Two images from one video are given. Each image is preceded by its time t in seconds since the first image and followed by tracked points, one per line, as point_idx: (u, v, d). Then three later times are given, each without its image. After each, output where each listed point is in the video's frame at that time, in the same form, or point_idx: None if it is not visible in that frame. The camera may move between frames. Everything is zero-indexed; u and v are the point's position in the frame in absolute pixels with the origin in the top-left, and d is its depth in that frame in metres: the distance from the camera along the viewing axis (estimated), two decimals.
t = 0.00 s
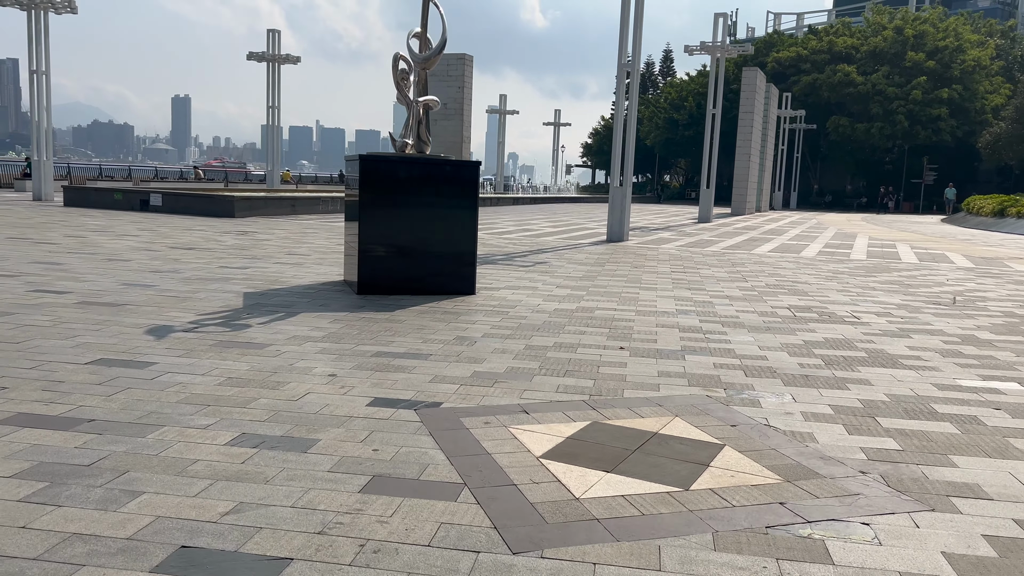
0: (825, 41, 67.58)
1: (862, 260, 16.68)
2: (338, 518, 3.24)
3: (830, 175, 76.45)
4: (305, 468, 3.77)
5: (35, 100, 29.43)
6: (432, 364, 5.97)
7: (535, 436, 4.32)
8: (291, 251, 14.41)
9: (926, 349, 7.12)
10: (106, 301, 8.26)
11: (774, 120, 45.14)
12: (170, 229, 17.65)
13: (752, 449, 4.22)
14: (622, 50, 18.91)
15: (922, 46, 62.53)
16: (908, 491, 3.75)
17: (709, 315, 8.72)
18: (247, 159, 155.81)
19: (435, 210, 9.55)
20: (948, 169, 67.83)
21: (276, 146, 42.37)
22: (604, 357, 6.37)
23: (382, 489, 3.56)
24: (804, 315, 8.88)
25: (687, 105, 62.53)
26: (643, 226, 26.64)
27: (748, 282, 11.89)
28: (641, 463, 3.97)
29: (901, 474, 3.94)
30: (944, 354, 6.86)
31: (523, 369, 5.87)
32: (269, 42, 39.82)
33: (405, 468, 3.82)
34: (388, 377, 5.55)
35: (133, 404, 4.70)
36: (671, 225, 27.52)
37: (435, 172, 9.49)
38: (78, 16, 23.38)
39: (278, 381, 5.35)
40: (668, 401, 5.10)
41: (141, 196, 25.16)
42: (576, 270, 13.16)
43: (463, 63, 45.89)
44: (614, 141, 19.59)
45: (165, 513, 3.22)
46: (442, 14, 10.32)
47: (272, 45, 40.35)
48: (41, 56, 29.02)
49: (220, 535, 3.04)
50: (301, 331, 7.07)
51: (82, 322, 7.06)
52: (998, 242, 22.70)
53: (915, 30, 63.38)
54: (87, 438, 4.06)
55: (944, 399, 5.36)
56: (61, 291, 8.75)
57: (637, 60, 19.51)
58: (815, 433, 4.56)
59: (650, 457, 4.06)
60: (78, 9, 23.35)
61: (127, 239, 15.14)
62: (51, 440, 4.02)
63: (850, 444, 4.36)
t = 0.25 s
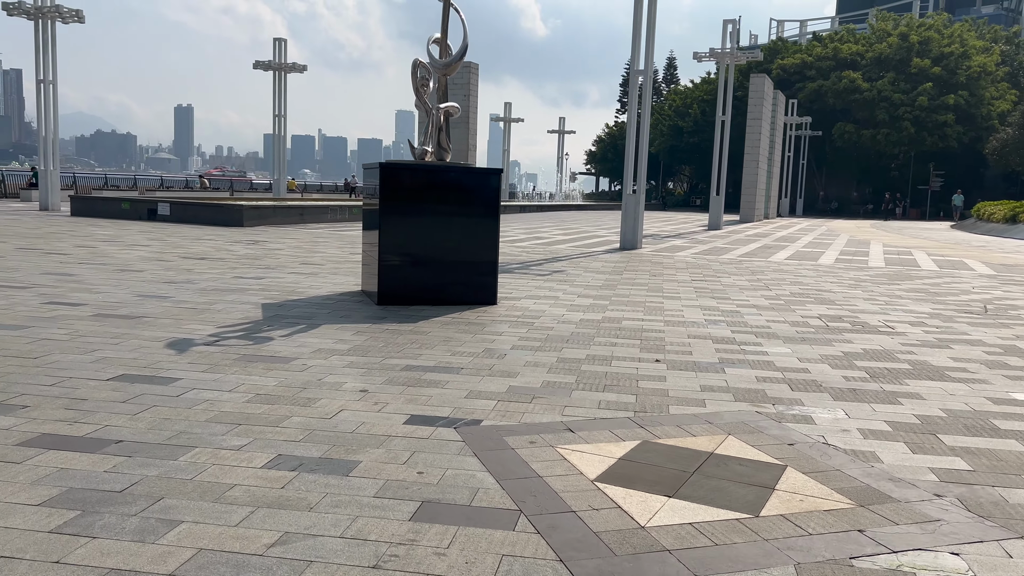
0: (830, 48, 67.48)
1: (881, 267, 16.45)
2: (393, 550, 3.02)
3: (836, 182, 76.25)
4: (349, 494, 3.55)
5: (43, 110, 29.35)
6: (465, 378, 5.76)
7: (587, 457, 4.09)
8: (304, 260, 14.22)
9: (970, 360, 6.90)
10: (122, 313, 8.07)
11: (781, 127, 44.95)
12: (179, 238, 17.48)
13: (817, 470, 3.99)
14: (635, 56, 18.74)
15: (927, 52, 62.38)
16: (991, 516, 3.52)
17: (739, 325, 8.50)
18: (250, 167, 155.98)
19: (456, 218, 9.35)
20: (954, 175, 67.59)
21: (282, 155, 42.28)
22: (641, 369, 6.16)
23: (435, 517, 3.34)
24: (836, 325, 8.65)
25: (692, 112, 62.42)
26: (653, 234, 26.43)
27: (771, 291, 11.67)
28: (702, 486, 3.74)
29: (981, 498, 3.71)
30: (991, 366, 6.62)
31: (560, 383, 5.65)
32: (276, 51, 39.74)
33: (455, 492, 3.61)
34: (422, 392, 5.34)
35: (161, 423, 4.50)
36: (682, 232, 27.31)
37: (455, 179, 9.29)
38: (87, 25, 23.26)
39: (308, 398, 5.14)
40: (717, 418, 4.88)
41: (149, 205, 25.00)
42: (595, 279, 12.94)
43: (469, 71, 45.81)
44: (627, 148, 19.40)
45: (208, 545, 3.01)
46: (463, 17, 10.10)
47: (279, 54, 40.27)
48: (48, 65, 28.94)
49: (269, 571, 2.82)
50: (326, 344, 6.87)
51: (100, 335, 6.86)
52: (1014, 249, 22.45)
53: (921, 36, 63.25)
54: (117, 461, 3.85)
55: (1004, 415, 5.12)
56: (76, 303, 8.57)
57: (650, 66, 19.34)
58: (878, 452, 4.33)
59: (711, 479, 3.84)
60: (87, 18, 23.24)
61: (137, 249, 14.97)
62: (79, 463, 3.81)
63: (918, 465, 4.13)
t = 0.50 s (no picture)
0: (836, 53, 67.33)
1: (901, 274, 16.25)
2: None
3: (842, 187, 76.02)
4: (398, 525, 3.34)
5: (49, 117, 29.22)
6: (501, 394, 5.56)
7: (642, 482, 3.88)
8: (318, 269, 14.05)
9: (1017, 373, 6.68)
10: (141, 325, 7.88)
11: (789, 133, 44.77)
12: (190, 247, 17.30)
13: (889, 497, 3.77)
14: (649, 62, 18.58)
15: (934, 58, 62.23)
16: None
17: (771, 335, 8.31)
18: (254, 174, 156.11)
19: (478, 226, 9.18)
20: (961, 180, 67.36)
21: (289, 161, 42.16)
22: (681, 384, 5.96)
23: (495, 553, 3.11)
24: (870, 336, 8.44)
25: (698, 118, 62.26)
26: (664, 240, 26.23)
27: (795, 300, 11.47)
28: (772, 515, 3.52)
29: None
30: None
31: (600, 399, 5.45)
32: (283, 58, 39.65)
33: (510, 522, 3.40)
34: (459, 410, 5.15)
35: (193, 445, 4.30)
36: (693, 239, 27.11)
37: (477, 187, 9.13)
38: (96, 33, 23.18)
39: (343, 415, 4.95)
40: (771, 437, 4.67)
41: (157, 213, 24.84)
42: (614, 287, 12.75)
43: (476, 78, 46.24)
44: (641, 154, 19.25)
45: None
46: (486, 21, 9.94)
47: (286, 60, 40.18)
48: (55, 72, 28.83)
49: None
50: (353, 358, 6.68)
51: (121, 349, 6.67)
52: None
53: (927, 41, 63.13)
54: (150, 488, 3.65)
55: None
56: (92, 314, 8.38)
57: (664, 71, 19.17)
58: (947, 476, 4.11)
59: (779, 507, 3.61)
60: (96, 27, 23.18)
61: (149, 258, 14.80)
62: (110, 491, 3.60)
63: (995, 491, 3.90)
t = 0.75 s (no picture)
0: (840, 57, 67.22)
1: (918, 280, 16.04)
2: None
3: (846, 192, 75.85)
4: (448, 557, 3.14)
5: (53, 123, 29.07)
6: (536, 409, 5.36)
7: (698, 507, 3.68)
8: (330, 276, 13.86)
9: None
10: (156, 336, 7.68)
11: (795, 138, 44.60)
12: (198, 254, 17.11)
13: (961, 523, 3.56)
14: (660, 66, 18.42)
15: (938, 62, 62.14)
16: None
17: (801, 345, 8.10)
18: (256, 180, 156.12)
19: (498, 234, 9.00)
20: (966, 184, 67.20)
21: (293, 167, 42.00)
22: (719, 398, 5.75)
23: None
24: (902, 345, 8.24)
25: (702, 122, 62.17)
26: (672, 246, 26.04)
27: (817, 307, 11.27)
28: (842, 544, 3.31)
29: None
30: None
31: (639, 415, 5.25)
32: (287, 63, 39.50)
33: (566, 552, 3.20)
34: (494, 426, 4.94)
35: (223, 467, 4.10)
36: (702, 245, 26.93)
37: (496, 194, 8.95)
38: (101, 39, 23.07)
39: (374, 433, 4.75)
40: (823, 456, 4.47)
41: (162, 219, 24.66)
42: (632, 295, 12.55)
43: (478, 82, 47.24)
44: (653, 160, 19.07)
45: None
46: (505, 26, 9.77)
47: (290, 66, 40.04)
48: (60, 78, 28.69)
49: None
50: (376, 371, 6.48)
51: (137, 362, 6.47)
52: None
53: (931, 45, 63.03)
54: (182, 516, 3.46)
55: None
56: (105, 325, 8.18)
57: (674, 75, 19.01)
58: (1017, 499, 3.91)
59: (848, 534, 3.41)
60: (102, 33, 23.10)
61: (157, 266, 14.61)
62: (140, 519, 3.40)
63: None
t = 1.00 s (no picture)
0: (841, 58, 67.12)
1: (933, 282, 15.86)
2: None
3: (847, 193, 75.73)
4: None
5: (55, 125, 28.86)
6: (573, 417, 5.15)
7: (762, 525, 3.48)
8: (340, 279, 13.63)
9: None
10: (171, 342, 7.47)
11: (799, 139, 44.45)
12: (204, 257, 16.90)
13: None
14: (670, 66, 18.23)
15: (940, 63, 62.05)
16: None
17: (831, 349, 7.90)
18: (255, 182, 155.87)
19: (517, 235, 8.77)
20: (967, 185, 67.10)
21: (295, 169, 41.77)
22: (760, 405, 5.56)
23: None
24: (934, 348, 8.05)
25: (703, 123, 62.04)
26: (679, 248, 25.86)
27: (838, 309, 11.08)
28: (924, 565, 3.12)
29: None
30: None
31: (680, 423, 5.05)
32: (289, 65, 39.28)
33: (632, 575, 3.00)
34: (534, 435, 4.75)
35: (255, 481, 3.90)
36: (708, 246, 26.77)
37: (515, 195, 8.71)
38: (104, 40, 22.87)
39: (409, 444, 4.55)
40: (882, 467, 4.27)
41: (166, 222, 24.44)
42: (648, 297, 12.35)
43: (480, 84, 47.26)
44: (662, 161, 18.86)
45: None
46: (523, 23, 9.55)
47: (292, 68, 39.81)
48: (61, 80, 28.48)
49: None
50: (402, 377, 6.27)
51: (155, 369, 6.27)
52: None
53: (933, 46, 62.95)
54: (219, 535, 3.25)
55: None
56: (118, 330, 7.97)
57: (684, 75, 18.82)
58: None
59: (928, 554, 3.21)
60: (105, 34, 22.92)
61: (164, 269, 14.39)
62: (175, 539, 3.20)
63: None
